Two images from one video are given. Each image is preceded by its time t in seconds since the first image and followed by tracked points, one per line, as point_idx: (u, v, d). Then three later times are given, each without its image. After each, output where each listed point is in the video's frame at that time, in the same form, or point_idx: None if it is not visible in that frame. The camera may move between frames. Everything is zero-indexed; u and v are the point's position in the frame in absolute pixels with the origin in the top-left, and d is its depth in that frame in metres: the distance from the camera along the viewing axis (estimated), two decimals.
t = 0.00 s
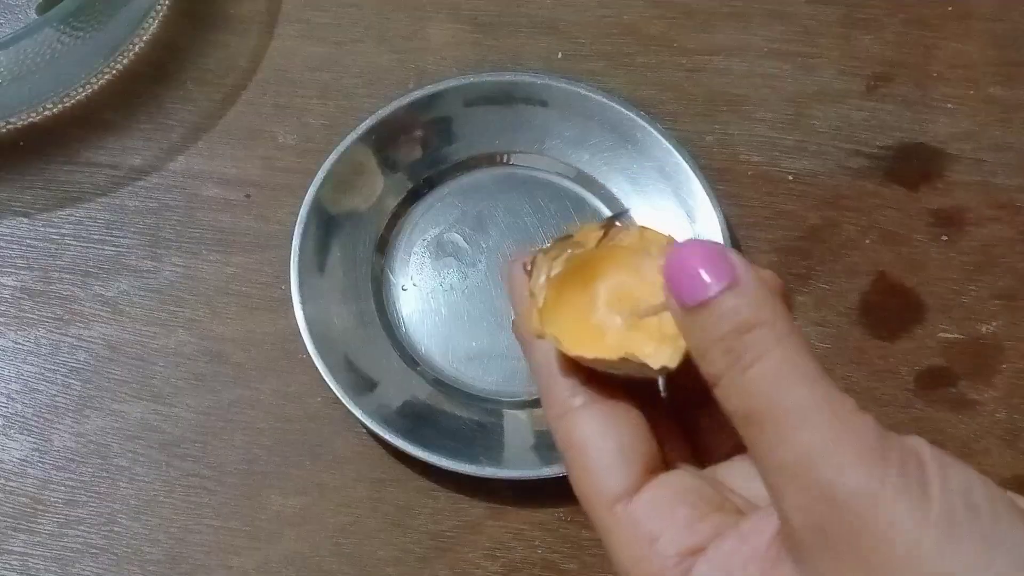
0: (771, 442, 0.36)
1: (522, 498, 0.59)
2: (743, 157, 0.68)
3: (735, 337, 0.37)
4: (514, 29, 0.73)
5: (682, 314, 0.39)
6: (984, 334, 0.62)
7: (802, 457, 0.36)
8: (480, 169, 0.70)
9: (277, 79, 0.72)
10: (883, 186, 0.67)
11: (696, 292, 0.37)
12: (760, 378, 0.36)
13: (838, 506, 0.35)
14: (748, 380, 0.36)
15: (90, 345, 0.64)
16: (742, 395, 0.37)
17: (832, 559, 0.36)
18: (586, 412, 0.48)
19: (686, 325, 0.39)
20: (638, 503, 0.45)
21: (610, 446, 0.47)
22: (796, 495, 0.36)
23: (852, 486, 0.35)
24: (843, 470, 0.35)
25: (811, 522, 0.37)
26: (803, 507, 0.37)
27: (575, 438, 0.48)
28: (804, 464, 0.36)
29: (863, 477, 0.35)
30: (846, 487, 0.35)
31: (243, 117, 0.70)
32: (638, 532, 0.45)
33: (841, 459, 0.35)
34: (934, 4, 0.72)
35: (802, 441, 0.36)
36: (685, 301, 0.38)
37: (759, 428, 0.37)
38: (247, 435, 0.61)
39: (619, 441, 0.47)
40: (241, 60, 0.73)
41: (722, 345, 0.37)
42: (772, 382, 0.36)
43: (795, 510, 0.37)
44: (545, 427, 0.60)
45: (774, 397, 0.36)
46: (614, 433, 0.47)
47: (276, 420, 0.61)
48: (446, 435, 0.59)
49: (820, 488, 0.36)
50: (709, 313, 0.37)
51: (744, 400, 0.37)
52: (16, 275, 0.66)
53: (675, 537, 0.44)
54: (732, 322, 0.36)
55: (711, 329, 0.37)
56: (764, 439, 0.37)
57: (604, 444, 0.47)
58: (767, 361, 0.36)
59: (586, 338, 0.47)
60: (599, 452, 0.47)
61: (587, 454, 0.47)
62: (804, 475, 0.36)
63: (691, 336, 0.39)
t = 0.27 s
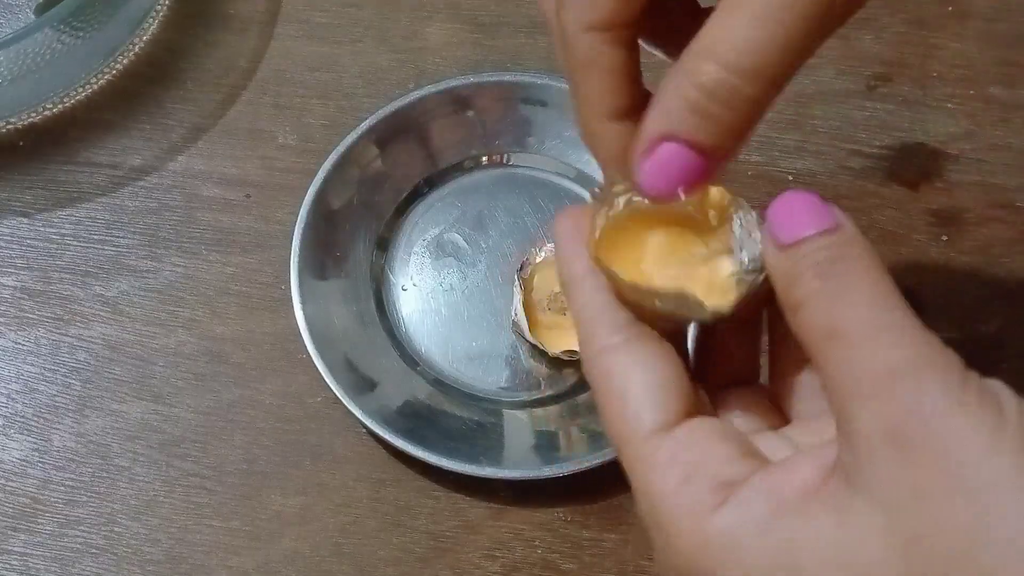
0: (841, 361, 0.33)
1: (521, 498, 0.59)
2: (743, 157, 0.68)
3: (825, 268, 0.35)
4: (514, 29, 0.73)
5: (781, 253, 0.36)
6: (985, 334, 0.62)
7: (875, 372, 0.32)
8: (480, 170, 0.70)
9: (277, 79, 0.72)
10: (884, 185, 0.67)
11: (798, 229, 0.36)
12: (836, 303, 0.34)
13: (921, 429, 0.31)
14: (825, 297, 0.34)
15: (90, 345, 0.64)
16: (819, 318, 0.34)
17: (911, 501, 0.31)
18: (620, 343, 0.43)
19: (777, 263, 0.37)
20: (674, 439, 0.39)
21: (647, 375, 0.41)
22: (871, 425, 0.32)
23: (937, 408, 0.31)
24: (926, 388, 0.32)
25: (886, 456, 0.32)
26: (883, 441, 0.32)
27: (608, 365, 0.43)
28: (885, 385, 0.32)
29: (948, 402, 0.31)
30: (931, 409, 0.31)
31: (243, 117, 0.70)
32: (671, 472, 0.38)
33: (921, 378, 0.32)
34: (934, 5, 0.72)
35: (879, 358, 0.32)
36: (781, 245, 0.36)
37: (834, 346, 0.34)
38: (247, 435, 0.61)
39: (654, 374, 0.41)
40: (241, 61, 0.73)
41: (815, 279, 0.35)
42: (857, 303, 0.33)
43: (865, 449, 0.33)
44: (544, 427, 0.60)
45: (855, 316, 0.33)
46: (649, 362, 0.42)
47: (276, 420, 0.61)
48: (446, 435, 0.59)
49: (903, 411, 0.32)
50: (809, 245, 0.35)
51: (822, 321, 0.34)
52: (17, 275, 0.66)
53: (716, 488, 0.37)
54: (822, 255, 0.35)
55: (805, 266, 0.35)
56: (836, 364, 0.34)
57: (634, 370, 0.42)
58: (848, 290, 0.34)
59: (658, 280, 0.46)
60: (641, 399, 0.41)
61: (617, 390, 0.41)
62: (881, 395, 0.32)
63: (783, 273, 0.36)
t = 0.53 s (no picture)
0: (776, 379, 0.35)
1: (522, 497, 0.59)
2: (743, 157, 0.68)
3: (706, 311, 0.37)
4: (514, 29, 0.73)
5: (657, 324, 0.40)
6: (984, 334, 0.62)
7: (823, 374, 0.34)
8: (480, 169, 0.70)
9: (277, 79, 0.72)
10: (884, 186, 0.67)
11: (662, 291, 0.39)
12: (724, 319, 0.36)
13: (889, 410, 0.32)
14: (729, 332, 0.36)
15: (90, 345, 0.64)
16: (731, 359, 0.36)
17: (918, 488, 0.32)
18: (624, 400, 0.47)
19: (658, 329, 0.40)
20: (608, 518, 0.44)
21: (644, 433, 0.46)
22: (846, 436, 0.33)
23: (885, 378, 0.33)
24: (864, 365, 0.33)
25: (875, 457, 0.33)
26: (869, 441, 0.33)
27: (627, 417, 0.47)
28: (831, 387, 0.33)
29: (887, 363, 0.33)
30: (888, 383, 0.32)
31: (243, 117, 0.70)
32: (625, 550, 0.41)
33: (856, 354, 0.34)
34: (934, 4, 0.73)
35: (813, 365, 0.34)
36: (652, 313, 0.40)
37: (760, 370, 0.35)
38: (247, 435, 0.61)
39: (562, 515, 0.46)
40: (241, 61, 0.73)
41: (699, 323, 0.37)
42: (755, 323, 0.36)
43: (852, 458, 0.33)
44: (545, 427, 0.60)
45: (763, 339, 0.35)
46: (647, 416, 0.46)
47: (276, 420, 0.61)
48: (446, 435, 0.59)
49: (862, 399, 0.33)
50: (683, 304, 0.38)
51: (734, 362, 0.36)
52: (17, 275, 0.66)
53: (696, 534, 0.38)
54: (691, 312, 0.38)
55: (700, 309, 0.37)
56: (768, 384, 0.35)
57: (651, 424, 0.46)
58: (747, 309, 0.36)
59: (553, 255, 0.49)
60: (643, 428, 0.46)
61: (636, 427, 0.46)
62: (839, 394, 0.33)
63: (671, 337, 0.39)
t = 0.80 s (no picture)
0: (817, 305, 0.36)
1: (522, 498, 0.59)
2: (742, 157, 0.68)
3: (727, 230, 0.37)
4: (514, 29, 0.73)
5: (664, 256, 0.39)
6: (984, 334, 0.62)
7: (845, 297, 0.35)
8: (480, 170, 0.70)
9: (277, 79, 0.72)
10: (883, 185, 0.67)
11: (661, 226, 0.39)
12: (756, 247, 0.36)
13: (943, 323, 0.34)
14: (749, 259, 0.36)
15: (90, 345, 0.64)
16: (761, 280, 0.36)
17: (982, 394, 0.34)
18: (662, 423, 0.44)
19: (670, 267, 0.39)
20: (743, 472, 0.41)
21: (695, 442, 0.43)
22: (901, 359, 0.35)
23: (929, 294, 0.34)
24: (910, 279, 0.35)
25: (933, 371, 0.35)
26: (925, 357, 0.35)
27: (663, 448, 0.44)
28: (885, 309, 0.35)
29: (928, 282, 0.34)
30: (914, 291, 0.34)
31: (242, 117, 0.70)
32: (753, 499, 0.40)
33: (906, 267, 0.35)
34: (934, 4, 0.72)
35: (852, 289, 0.35)
36: (648, 249, 0.39)
37: (800, 296, 0.36)
38: (246, 435, 0.61)
39: (708, 436, 0.42)
40: (240, 61, 0.73)
41: (721, 249, 0.37)
42: (784, 244, 0.36)
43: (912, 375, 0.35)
44: (545, 426, 0.60)
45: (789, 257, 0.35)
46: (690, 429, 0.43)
47: (275, 420, 0.61)
48: (446, 435, 0.59)
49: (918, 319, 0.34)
50: (693, 229, 0.38)
51: (766, 283, 0.36)
52: (17, 275, 0.66)
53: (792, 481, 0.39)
54: (712, 235, 0.37)
55: (704, 227, 0.37)
56: (815, 317, 0.36)
57: (692, 441, 0.43)
58: (772, 232, 0.36)
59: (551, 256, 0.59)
60: (688, 460, 0.42)
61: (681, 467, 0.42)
62: (892, 313, 0.35)
63: (692, 268, 0.38)
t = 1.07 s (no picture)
0: (767, 317, 0.35)
1: (522, 498, 0.59)
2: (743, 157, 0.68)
3: (680, 250, 0.38)
4: (514, 29, 0.73)
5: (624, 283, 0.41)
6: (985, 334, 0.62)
7: (795, 303, 0.34)
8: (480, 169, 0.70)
9: (277, 79, 0.72)
10: (884, 186, 0.67)
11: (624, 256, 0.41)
12: (705, 262, 0.36)
13: (894, 329, 0.33)
14: (700, 273, 0.36)
15: (90, 345, 0.64)
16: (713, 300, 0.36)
17: (936, 407, 0.32)
18: (638, 438, 0.42)
19: (631, 289, 0.40)
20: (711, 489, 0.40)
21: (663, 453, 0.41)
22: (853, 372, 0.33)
23: (879, 302, 0.33)
24: (854, 286, 0.34)
25: (890, 380, 0.33)
26: (879, 369, 0.33)
27: (637, 461, 0.42)
28: (833, 320, 0.33)
29: (874, 288, 0.33)
30: (868, 300, 0.33)
31: (242, 117, 0.70)
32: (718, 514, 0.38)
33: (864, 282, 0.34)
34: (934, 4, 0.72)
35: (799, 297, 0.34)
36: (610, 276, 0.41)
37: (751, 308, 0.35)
38: (247, 435, 0.61)
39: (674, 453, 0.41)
40: (241, 61, 0.73)
41: (670, 264, 0.38)
42: (733, 259, 0.36)
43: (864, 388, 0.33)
44: (544, 427, 0.60)
45: (741, 271, 0.35)
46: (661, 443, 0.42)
47: (276, 419, 0.61)
48: (446, 435, 0.59)
49: (869, 324, 0.33)
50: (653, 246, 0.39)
51: (727, 301, 0.35)
52: (16, 275, 0.66)
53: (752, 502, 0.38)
54: (675, 255, 0.38)
55: (662, 250, 0.39)
56: (761, 325, 0.35)
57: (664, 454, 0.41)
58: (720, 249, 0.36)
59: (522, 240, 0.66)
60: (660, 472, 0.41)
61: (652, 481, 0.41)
62: (839, 322, 0.33)
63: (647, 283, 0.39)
